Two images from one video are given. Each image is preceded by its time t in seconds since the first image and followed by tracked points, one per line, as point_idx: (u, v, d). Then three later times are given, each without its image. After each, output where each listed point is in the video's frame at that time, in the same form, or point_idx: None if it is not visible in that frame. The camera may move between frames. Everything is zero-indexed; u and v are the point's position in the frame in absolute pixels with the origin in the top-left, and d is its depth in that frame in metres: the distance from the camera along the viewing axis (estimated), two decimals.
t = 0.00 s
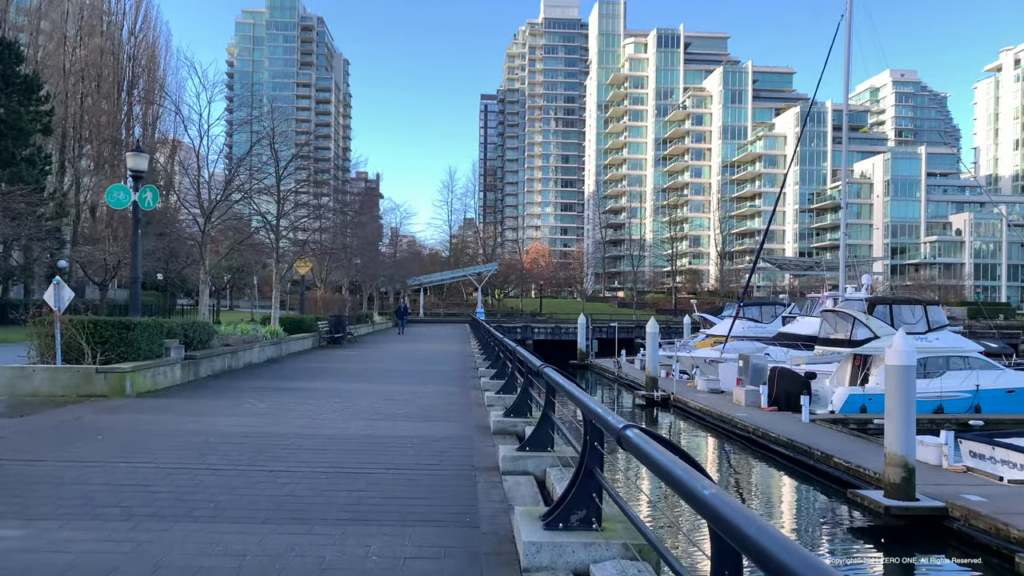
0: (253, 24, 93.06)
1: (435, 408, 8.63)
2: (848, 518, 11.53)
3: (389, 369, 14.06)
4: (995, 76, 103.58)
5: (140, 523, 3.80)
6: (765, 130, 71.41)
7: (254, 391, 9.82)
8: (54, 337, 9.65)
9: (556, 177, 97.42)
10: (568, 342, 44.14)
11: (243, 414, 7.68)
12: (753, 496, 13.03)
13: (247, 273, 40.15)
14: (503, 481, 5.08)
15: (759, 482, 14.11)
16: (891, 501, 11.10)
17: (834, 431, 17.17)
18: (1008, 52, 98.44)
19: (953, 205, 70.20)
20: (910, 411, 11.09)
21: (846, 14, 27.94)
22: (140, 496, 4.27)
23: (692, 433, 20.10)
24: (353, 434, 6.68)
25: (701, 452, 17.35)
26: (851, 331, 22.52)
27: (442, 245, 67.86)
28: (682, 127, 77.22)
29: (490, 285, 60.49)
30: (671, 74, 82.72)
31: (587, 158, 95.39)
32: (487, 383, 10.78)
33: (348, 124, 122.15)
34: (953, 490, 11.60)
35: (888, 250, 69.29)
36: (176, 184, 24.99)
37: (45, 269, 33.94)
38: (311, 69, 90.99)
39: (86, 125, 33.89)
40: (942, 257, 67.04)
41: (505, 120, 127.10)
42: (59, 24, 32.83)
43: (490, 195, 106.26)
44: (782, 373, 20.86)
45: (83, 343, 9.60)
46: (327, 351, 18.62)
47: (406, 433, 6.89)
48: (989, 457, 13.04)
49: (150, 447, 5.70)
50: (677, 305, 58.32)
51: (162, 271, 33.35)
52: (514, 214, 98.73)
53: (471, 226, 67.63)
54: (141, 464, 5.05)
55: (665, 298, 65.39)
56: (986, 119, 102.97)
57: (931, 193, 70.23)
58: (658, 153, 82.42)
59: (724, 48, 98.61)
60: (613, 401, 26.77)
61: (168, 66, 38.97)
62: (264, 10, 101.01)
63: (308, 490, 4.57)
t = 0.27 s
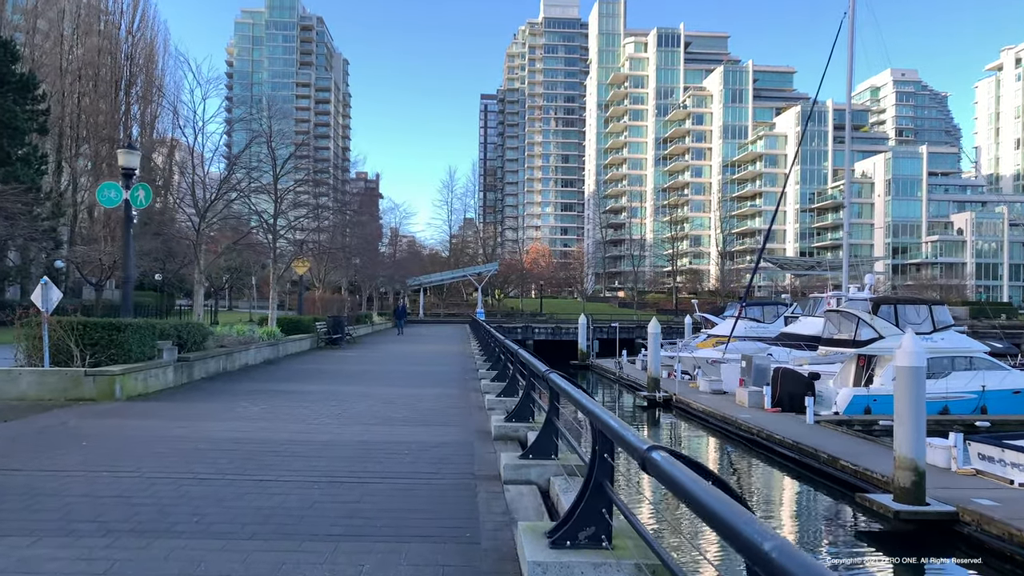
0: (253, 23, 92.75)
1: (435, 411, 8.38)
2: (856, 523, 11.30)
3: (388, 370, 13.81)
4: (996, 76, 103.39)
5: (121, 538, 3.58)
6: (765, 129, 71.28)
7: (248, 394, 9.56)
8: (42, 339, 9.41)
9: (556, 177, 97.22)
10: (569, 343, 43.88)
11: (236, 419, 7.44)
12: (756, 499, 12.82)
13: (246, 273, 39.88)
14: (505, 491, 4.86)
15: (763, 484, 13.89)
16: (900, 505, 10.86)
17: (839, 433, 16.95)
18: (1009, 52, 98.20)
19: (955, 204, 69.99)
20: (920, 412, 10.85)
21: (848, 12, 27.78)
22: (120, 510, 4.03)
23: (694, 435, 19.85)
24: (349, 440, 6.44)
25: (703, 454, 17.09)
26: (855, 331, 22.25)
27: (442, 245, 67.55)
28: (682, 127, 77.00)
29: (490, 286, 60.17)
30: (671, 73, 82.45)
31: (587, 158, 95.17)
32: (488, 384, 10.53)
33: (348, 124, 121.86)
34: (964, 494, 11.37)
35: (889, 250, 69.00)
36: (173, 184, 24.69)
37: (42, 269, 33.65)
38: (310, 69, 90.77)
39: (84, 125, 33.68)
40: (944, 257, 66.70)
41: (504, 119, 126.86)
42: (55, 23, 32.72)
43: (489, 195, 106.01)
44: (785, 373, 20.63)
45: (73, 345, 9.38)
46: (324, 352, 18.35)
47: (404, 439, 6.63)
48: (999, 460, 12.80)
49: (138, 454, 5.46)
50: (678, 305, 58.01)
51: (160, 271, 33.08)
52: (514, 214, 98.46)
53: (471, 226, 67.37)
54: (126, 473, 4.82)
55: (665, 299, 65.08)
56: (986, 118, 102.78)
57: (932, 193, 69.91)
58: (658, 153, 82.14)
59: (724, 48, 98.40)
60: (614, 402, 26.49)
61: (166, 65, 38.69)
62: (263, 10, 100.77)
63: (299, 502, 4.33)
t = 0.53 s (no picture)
0: (250, 22, 92.42)
1: (433, 414, 8.15)
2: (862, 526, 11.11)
3: (386, 371, 13.57)
4: (994, 76, 103.32)
5: (97, 554, 3.37)
6: (764, 128, 71.17)
7: (241, 395, 9.36)
8: (29, 339, 9.19)
9: (554, 176, 97.02)
10: (568, 343, 43.61)
11: (227, 422, 7.20)
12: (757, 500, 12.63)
13: (242, 272, 39.66)
14: (507, 501, 4.66)
15: (763, 486, 13.70)
16: (908, 509, 10.65)
17: (842, 434, 16.74)
18: (1007, 52, 98.14)
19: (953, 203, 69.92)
20: (929, 415, 10.65)
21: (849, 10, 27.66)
22: (98, 522, 3.82)
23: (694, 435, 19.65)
24: (344, 445, 6.21)
25: (702, 455, 16.91)
26: (856, 331, 22.06)
27: (440, 244, 67.32)
28: (680, 126, 76.80)
29: (488, 285, 59.95)
30: (669, 72, 82.20)
31: (586, 157, 95.03)
32: (488, 386, 10.33)
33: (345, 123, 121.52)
34: (972, 497, 11.19)
35: (887, 249, 68.87)
36: (168, 183, 24.36)
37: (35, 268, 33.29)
38: (308, 68, 90.50)
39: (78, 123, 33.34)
40: (943, 257, 66.52)
41: (502, 118, 126.59)
42: (49, 20, 32.51)
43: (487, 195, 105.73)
44: (787, 373, 20.45)
45: (61, 345, 9.16)
46: (320, 352, 18.14)
47: (401, 443, 6.42)
48: (1006, 462, 12.62)
49: (123, 460, 5.24)
50: (677, 304, 57.80)
51: (154, 270, 32.79)
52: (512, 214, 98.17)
53: (468, 226, 67.04)
54: (108, 481, 4.60)
55: (663, 298, 64.92)
56: (984, 118, 102.72)
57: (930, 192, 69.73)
58: (656, 152, 81.90)
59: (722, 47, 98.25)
60: (613, 403, 26.29)
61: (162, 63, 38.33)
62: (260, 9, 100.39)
63: (288, 513, 4.11)
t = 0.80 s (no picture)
0: (241, 20, 91.85)
1: (426, 415, 7.94)
2: (863, 527, 10.91)
3: (379, 371, 13.34)
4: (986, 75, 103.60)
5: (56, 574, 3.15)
6: (757, 127, 71.15)
7: (227, 397, 9.11)
8: (7, 339, 8.91)
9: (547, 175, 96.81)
10: (562, 342, 43.39)
11: (210, 424, 6.98)
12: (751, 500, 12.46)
13: (233, 271, 39.23)
14: (502, 509, 4.42)
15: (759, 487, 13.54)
16: (910, 510, 10.44)
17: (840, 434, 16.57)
18: (999, 51, 98.40)
19: (946, 202, 70.07)
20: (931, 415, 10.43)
21: (844, 7, 27.55)
22: (61, 538, 3.60)
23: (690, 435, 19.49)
24: (330, 449, 5.99)
25: (699, 455, 16.75)
26: (853, 330, 21.93)
27: (432, 243, 66.96)
28: (674, 125, 76.68)
29: (481, 283, 59.56)
30: (663, 71, 82.04)
31: (579, 156, 94.80)
32: (481, 386, 10.10)
33: (338, 121, 121.03)
34: (974, 497, 11.03)
35: (880, 248, 68.90)
36: (158, 180, 23.95)
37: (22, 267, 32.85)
38: (300, 66, 90.06)
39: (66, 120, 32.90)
40: (936, 255, 66.55)
41: (495, 117, 126.28)
42: (36, 15, 32.10)
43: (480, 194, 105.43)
44: (782, 373, 20.29)
45: (40, 345, 8.89)
46: (311, 352, 17.88)
47: (391, 447, 6.19)
48: (1006, 461, 12.47)
49: (95, 469, 5.01)
50: (670, 303, 57.68)
51: (143, 269, 32.42)
52: (506, 212, 97.91)
53: (461, 225, 66.72)
54: (77, 493, 4.38)
55: (657, 296, 64.68)
56: (977, 117, 102.97)
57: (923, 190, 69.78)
58: (650, 151, 81.76)
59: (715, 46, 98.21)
60: (608, 402, 26.07)
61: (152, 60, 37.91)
62: (252, 7, 99.81)
63: (266, 526, 3.93)
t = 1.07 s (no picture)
0: (222, 16, 90.88)
1: (407, 419, 7.67)
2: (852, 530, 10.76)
3: (360, 372, 13.05)
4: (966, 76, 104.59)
5: None
6: (739, 127, 71.38)
7: (200, 399, 8.81)
8: None
9: (531, 174, 96.65)
10: (546, 341, 43.23)
11: (180, 429, 6.70)
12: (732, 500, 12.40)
13: (213, 269, 38.75)
14: (485, 521, 4.17)
15: (743, 488, 13.41)
16: (900, 513, 10.30)
17: (826, 434, 16.46)
18: (979, 52, 99.36)
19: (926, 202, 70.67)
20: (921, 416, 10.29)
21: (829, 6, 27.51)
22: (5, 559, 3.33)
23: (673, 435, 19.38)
24: (306, 456, 5.74)
25: (682, 455, 16.66)
26: (838, 329, 21.87)
27: (415, 242, 66.60)
28: (657, 124, 76.72)
29: (465, 283, 59.17)
30: (646, 70, 82.07)
31: (563, 155, 94.64)
32: (464, 388, 9.85)
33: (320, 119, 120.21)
34: (963, 499, 10.92)
35: (862, 247, 69.30)
36: (134, 177, 23.35)
37: None
38: (281, 64, 89.33)
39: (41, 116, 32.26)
40: (917, 254, 67.05)
41: (479, 115, 126.00)
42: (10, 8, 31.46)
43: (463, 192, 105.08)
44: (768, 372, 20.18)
45: (3, 347, 8.54)
46: (290, 353, 17.54)
47: (369, 453, 5.92)
48: (994, 462, 12.43)
49: (52, 479, 4.72)
50: (654, 302, 57.69)
51: (121, 268, 31.89)
52: (489, 211, 97.60)
53: (445, 224, 66.35)
54: (32, 507, 4.11)
55: (640, 295, 64.68)
56: (957, 118, 103.91)
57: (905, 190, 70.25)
58: (633, 151, 81.79)
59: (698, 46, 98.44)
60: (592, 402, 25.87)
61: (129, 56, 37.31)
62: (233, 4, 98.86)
63: (231, 543, 3.67)
